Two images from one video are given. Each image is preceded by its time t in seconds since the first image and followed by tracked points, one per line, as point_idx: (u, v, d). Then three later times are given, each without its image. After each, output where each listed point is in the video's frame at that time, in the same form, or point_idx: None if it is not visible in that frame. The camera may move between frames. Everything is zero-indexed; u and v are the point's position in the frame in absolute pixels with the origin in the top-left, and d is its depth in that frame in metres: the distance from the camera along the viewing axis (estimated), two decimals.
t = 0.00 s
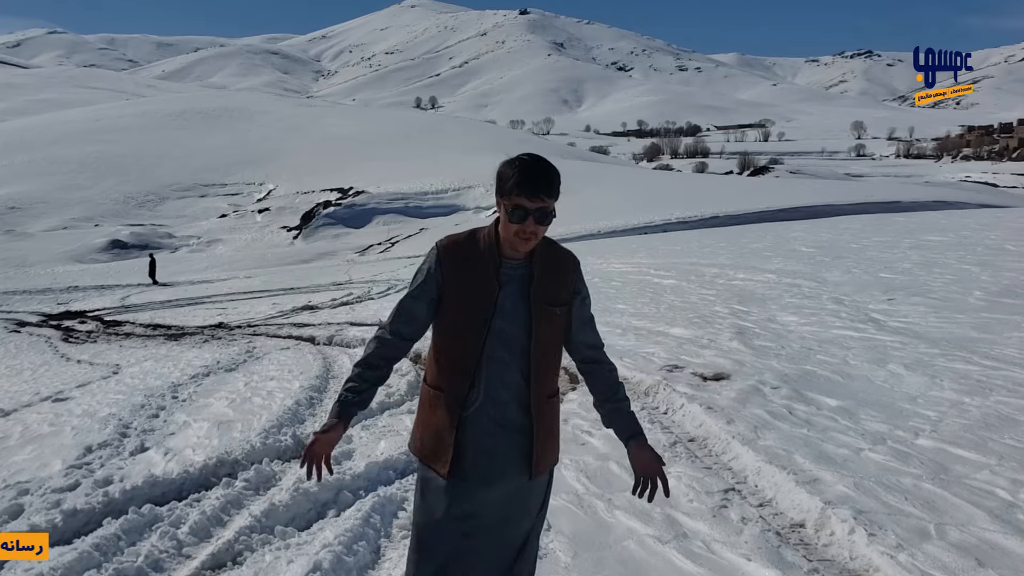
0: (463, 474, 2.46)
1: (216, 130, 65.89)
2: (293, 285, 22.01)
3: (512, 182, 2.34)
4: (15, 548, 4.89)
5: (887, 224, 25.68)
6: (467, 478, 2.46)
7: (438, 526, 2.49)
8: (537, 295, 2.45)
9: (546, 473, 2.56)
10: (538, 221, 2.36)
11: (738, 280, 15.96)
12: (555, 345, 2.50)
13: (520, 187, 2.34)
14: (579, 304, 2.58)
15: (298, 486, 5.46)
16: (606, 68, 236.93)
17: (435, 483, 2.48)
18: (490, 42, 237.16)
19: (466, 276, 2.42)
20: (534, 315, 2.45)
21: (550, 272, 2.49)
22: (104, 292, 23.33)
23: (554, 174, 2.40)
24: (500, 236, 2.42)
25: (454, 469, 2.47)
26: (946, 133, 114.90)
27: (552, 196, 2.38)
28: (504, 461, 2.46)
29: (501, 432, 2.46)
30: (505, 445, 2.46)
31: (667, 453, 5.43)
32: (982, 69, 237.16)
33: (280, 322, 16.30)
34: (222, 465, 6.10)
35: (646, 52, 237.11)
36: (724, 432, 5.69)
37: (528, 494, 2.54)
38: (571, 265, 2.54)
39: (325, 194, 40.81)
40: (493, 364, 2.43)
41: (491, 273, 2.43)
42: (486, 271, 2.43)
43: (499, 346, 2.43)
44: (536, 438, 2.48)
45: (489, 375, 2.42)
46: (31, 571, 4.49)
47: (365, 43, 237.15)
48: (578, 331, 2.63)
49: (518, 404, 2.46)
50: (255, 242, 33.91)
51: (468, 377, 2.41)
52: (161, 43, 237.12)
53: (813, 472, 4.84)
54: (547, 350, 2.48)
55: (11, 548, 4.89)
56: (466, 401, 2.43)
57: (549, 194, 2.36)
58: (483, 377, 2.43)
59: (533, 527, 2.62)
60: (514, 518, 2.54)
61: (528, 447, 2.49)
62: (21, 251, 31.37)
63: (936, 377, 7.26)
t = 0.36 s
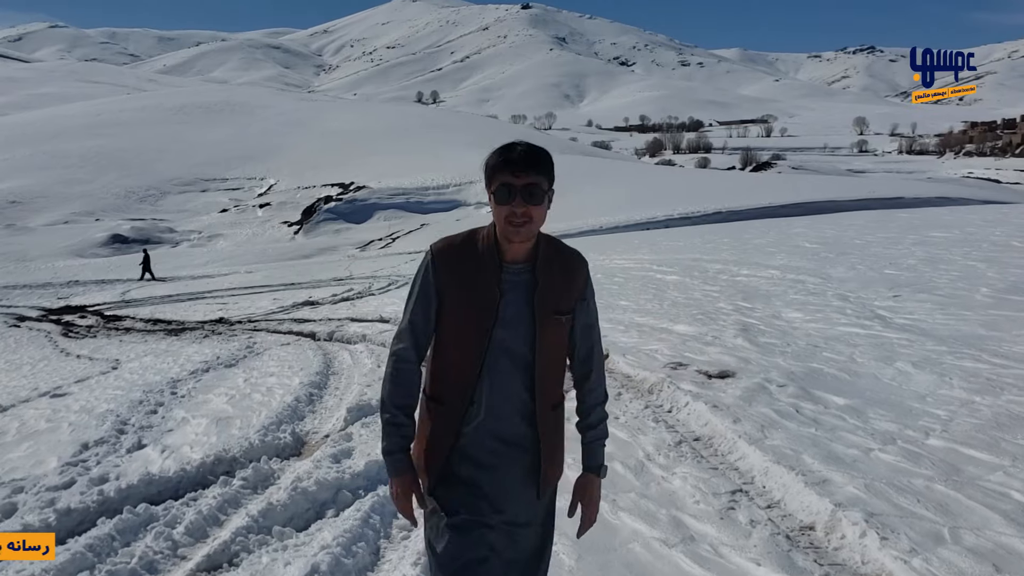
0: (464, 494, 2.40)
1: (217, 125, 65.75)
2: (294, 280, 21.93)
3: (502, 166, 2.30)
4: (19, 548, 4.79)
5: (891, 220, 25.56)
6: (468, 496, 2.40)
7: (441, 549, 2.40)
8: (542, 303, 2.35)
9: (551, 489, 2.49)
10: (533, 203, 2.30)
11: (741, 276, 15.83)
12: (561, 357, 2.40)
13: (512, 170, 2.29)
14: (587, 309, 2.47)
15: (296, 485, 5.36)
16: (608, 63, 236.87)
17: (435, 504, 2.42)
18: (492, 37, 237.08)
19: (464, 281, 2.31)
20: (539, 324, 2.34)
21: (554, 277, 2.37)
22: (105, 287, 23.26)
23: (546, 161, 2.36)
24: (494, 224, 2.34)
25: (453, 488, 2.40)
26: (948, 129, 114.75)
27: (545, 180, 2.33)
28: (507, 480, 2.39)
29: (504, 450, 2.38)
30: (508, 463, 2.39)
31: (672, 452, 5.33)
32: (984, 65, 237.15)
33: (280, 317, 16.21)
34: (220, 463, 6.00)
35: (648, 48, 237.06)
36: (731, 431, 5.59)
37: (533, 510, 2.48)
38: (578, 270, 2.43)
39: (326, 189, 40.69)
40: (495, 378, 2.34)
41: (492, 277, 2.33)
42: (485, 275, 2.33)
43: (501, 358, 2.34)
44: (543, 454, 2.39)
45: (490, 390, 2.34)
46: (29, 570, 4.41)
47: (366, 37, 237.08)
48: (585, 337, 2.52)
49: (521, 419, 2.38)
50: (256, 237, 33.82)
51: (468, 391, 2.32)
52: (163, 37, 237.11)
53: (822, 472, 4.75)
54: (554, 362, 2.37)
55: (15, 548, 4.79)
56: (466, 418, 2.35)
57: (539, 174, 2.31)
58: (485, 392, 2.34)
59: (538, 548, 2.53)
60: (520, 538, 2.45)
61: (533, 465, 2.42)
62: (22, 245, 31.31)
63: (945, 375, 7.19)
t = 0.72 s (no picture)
0: (456, 530, 2.31)
1: (218, 124, 65.68)
2: (294, 280, 21.84)
3: (461, 164, 2.31)
4: (27, 548, 4.79)
5: (892, 220, 25.49)
6: (461, 532, 2.31)
7: None
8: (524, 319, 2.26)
9: (555, 525, 2.33)
10: (488, 201, 2.27)
11: (743, 277, 15.74)
12: (550, 373, 2.28)
13: (471, 169, 2.30)
14: (585, 323, 2.34)
15: (293, 490, 5.29)
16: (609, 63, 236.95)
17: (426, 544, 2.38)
18: (493, 37, 237.09)
19: (441, 300, 2.33)
20: (523, 340, 2.26)
21: (539, 287, 2.29)
22: (104, 287, 23.18)
23: (514, 159, 2.34)
24: (459, 228, 2.36)
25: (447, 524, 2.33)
26: (949, 130, 114.63)
27: (506, 179, 2.30)
28: (500, 511, 2.29)
29: (495, 479, 2.29)
30: (499, 493, 2.29)
31: (675, 457, 5.27)
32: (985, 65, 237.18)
33: (280, 318, 16.14)
34: (216, 467, 5.93)
35: (648, 48, 237.10)
36: (734, 435, 5.51)
37: (534, 551, 2.32)
38: (569, 281, 2.32)
39: (326, 188, 40.59)
40: (479, 401, 2.29)
41: (468, 291, 2.31)
42: (462, 289, 2.32)
43: (485, 380, 2.29)
44: (535, 488, 2.26)
45: (475, 416, 2.29)
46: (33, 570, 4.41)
47: (367, 37, 237.09)
48: (588, 354, 2.38)
49: (512, 448, 2.29)
50: (256, 237, 33.73)
51: (450, 418, 2.29)
52: (163, 37, 237.13)
53: (827, 478, 4.69)
54: (540, 380, 2.26)
55: (24, 548, 4.79)
56: (452, 447, 2.31)
57: (497, 170, 2.29)
58: (468, 416, 2.30)
59: None
60: None
61: (528, 495, 2.28)
62: (22, 244, 31.24)
63: (950, 378, 7.13)
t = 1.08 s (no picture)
0: (437, 544, 2.24)
1: (219, 123, 65.64)
2: (294, 279, 21.78)
3: (438, 150, 2.29)
4: (32, 548, 4.76)
5: (895, 222, 25.40)
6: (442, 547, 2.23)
7: None
8: (500, 316, 2.14)
9: (542, 548, 2.15)
10: (460, 189, 2.23)
11: (745, 278, 15.65)
12: (529, 376, 2.13)
13: (447, 156, 2.26)
14: (572, 321, 2.15)
15: (292, 494, 5.23)
16: (610, 63, 236.97)
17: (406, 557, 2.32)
18: (494, 37, 237.11)
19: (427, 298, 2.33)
20: (496, 340, 2.14)
21: (520, 282, 2.16)
22: (105, 285, 23.12)
23: (494, 146, 2.27)
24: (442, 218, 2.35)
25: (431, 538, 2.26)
26: (951, 131, 114.52)
27: (484, 168, 2.25)
28: (480, 526, 2.18)
29: (475, 490, 2.19)
30: (478, 506, 2.19)
31: (679, 462, 5.20)
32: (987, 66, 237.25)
33: (280, 317, 16.06)
34: (215, 469, 5.86)
35: (650, 48, 237.15)
36: (739, 440, 5.44)
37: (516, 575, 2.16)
38: (553, 277, 2.16)
39: (327, 188, 40.53)
40: (457, 407, 2.21)
41: (450, 288, 2.27)
42: (444, 286, 2.30)
43: (463, 385, 2.20)
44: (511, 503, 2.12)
45: (454, 422, 2.21)
46: (36, 572, 4.37)
47: (369, 36, 237.11)
48: (577, 357, 2.18)
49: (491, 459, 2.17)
50: (257, 236, 33.67)
51: (428, 423, 2.24)
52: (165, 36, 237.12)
53: (835, 485, 4.63)
54: (517, 385, 2.13)
55: (30, 548, 4.77)
56: (431, 454, 2.25)
57: (473, 157, 2.25)
58: (447, 422, 2.23)
59: None
60: None
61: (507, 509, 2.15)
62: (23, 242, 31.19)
63: (957, 383, 7.05)
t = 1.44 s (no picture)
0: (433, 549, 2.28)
1: (224, 123, 65.73)
2: (299, 279, 21.77)
3: (438, 146, 2.27)
4: (38, 548, 4.76)
5: (902, 221, 25.28)
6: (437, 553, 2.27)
7: None
8: (490, 324, 2.09)
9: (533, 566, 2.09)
10: (458, 187, 2.21)
11: (752, 278, 15.55)
12: (520, 387, 2.07)
13: (447, 153, 2.24)
14: (569, 331, 2.05)
15: (296, 496, 5.22)
16: (615, 63, 236.90)
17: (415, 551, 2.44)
18: (500, 36, 237.04)
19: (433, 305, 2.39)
20: (486, 348, 2.09)
21: (512, 289, 2.11)
22: (111, 285, 23.16)
23: (495, 141, 2.21)
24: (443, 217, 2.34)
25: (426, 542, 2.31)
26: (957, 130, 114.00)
27: (485, 166, 2.21)
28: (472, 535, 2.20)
29: (470, 501, 2.19)
30: (470, 515, 2.20)
31: (688, 464, 5.16)
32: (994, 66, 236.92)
33: (285, 317, 16.06)
34: (219, 470, 5.83)
35: (656, 48, 237.06)
36: (748, 442, 5.38)
37: None
38: (550, 282, 2.07)
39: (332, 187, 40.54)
40: (451, 415, 2.22)
41: (452, 293, 2.28)
42: (449, 288, 2.32)
43: (456, 394, 2.20)
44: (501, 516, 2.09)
45: (449, 430, 2.23)
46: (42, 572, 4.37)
47: (374, 36, 237.10)
48: (574, 368, 2.07)
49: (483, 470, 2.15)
50: (262, 236, 33.69)
51: (423, 428, 2.28)
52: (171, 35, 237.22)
53: (846, 488, 4.58)
54: (506, 397, 2.08)
55: (36, 548, 4.76)
56: (430, 460, 2.29)
57: (473, 153, 2.20)
58: (444, 429, 2.25)
59: None
60: None
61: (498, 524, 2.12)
62: (29, 242, 31.27)
63: (967, 384, 6.99)
